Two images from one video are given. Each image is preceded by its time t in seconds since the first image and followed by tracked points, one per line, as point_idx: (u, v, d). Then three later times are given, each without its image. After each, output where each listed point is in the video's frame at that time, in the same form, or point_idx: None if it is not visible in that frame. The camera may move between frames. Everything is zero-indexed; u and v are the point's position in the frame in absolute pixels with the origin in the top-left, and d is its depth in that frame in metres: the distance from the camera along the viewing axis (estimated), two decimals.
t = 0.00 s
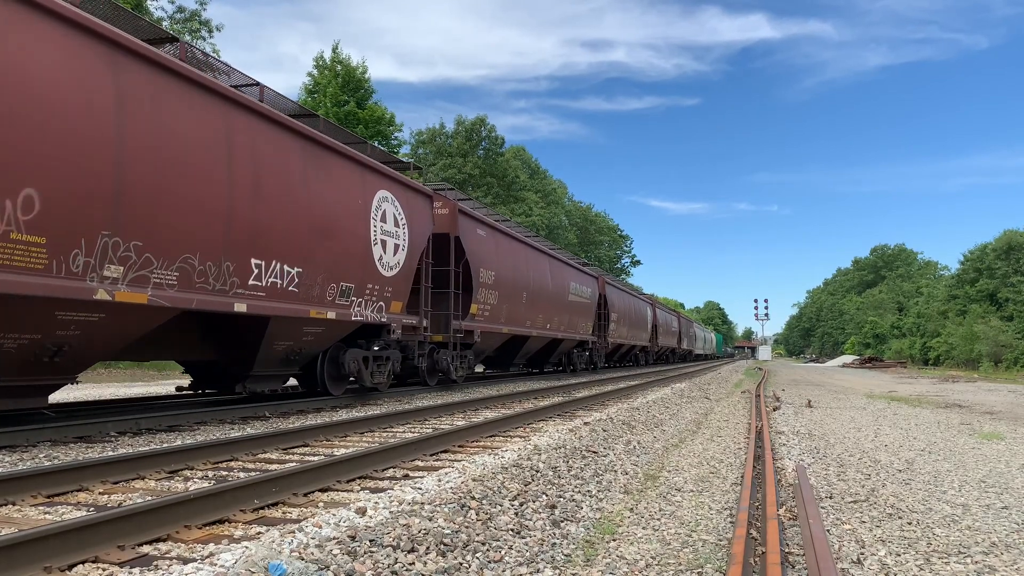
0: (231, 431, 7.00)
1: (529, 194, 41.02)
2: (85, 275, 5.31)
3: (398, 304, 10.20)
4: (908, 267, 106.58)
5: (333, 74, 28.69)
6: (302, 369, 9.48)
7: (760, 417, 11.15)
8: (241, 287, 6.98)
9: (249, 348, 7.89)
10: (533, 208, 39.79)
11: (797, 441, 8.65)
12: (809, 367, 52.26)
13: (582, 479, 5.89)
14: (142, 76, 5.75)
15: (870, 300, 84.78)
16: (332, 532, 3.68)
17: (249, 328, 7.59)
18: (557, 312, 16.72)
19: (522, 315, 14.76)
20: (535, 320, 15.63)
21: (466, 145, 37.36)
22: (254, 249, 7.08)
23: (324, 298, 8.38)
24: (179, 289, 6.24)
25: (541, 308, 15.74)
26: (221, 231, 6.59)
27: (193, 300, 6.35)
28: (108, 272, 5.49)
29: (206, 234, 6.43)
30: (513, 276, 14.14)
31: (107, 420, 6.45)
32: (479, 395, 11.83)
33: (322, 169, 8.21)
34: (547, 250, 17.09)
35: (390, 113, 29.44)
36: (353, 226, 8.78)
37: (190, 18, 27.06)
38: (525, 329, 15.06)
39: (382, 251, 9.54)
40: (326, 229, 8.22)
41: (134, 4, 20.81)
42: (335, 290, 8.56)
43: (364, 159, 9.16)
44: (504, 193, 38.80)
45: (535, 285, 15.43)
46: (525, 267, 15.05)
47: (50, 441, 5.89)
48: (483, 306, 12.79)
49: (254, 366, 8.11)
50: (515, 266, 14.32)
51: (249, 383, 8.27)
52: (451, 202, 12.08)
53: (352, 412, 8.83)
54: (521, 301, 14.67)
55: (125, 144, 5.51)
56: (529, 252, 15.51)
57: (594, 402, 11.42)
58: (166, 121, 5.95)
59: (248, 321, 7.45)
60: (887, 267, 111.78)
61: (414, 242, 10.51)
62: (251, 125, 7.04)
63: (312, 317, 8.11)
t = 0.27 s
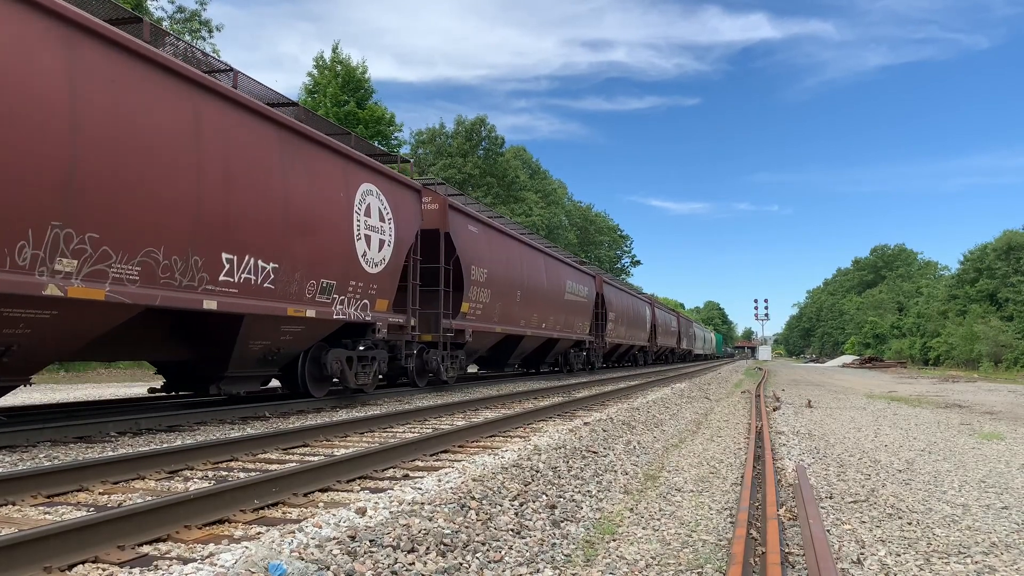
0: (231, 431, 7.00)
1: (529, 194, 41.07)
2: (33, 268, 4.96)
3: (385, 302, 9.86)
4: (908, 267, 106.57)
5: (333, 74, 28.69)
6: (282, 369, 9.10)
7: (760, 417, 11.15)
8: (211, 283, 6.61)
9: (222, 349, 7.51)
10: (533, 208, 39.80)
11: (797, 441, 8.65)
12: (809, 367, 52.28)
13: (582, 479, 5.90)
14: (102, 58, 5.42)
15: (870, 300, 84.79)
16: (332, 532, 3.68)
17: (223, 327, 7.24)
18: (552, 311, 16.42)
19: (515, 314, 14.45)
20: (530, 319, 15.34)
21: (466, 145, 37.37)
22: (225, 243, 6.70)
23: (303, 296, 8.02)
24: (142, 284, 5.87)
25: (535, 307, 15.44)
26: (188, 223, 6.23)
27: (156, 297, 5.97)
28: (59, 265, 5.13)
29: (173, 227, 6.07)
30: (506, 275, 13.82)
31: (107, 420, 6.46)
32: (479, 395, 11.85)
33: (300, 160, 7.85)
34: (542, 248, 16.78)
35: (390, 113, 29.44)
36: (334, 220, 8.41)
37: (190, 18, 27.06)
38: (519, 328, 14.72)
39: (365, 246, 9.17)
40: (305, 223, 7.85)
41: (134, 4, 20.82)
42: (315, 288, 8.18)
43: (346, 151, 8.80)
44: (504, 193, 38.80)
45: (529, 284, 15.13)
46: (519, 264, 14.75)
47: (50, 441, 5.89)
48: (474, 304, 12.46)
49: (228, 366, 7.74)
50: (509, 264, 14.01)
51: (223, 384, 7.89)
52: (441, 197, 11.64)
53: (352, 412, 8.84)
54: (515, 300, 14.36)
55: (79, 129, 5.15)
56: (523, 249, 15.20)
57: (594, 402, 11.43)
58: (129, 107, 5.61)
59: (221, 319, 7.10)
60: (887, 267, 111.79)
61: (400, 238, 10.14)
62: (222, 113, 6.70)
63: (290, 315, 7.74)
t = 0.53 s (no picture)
0: (231, 431, 7.01)
1: (529, 195, 41.12)
2: None
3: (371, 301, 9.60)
4: (908, 267, 106.56)
5: (333, 75, 28.70)
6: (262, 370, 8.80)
7: (760, 417, 11.16)
8: (180, 279, 6.34)
9: (196, 348, 7.29)
10: (533, 208, 39.82)
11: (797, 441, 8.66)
12: (809, 367, 52.28)
13: (582, 479, 5.90)
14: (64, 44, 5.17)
15: (870, 300, 84.79)
16: (332, 532, 3.68)
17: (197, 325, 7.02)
18: (548, 310, 16.18)
19: (509, 313, 14.17)
20: (524, 318, 15.07)
21: (466, 145, 37.37)
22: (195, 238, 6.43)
23: (282, 293, 7.77)
24: (104, 280, 5.60)
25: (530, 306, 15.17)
26: (155, 218, 5.96)
27: (119, 293, 5.69)
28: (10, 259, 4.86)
29: (141, 221, 5.83)
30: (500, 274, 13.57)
31: (107, 420, 6.46)
32: (479, 395, 11.88)
33: (277, 152, 7.58)
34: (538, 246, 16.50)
35: (390, 113, 29.45)
36: (314, 215, 8.14)
37: (190, 18, 27.07)
38: (513, 327, 14.46)
39: (349, 242, 8.88)
40: (282, 217, 7.58)
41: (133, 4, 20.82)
42: (294, 285, 7.91)
43: (328, 143, 8.52)
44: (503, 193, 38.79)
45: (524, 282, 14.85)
46: (513, 262, 14.46)
47: (50, 441, 5.90)
48: (466, 302, 12.15)
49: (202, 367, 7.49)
50: (503, 262, 13.71)
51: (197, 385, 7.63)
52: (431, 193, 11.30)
53: (353, 412, 8.84)
54: (509, 299, 14.08)
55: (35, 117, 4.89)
56: (517, 247, 14.90)
57: (594, 402, 11.44)
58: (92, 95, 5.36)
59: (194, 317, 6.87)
60: (887, 267, 111.80)
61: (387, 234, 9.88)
62: (193, 103, 6.42)
63: (267, 314, 7.48)
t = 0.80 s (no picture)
0: (231, 431, 7.01)
1: (529, 194, 41.15)
2: None
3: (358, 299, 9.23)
4: (908, 267, 106.56)
5: (333, 75, 28.70)
6: (242, 371, 8.40)
7: (760, 417, 11.16)
8: (147, 275, 6.01)
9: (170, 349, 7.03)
10: (533, 208, 39.85)
11: (797, 441, 8.66)
12: (810, 367, 52.28)
13: (582, 479, 5.90)
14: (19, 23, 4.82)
15: (870, 300, 84.79)
16: (333, 532, 3.68)
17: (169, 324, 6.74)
18: (544, 309, 15.91)
19: (504, 312, 13.82)
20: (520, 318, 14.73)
21: (466, 145, 37.37)
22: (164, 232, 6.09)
23: (260, 290, 7.43)
24: (64, 276, 5.28)
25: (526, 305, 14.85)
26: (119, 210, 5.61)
27: (79, 290, 5.37)
28: None
29: (104, 214, 5.49)
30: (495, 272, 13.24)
31: (107, 420, 6.46)
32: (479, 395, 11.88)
33: (257, 143, 7.21)
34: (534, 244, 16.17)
35: (390, 113, 29.44)
36: (296, 209, 7.77)
37: (190, 19, 27.07)
38: (509, 327, 14.13)
39: (334, 237, 8.51)
40: (260, 211, 7.23)
41: (133, 3, 20.82)
42: (273, 281, 7.57)
43: (313, 134, 8.14)
44: (504, 193, 38.80)
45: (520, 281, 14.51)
46: (508, 261, 14.11)
47: (50, 441, 5.90)
48: (459, 301, 11.78)
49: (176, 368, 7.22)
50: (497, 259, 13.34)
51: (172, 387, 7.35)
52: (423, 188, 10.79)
53: (352, 412, 8.85)
54: (504, 298, 13.73)
55: None
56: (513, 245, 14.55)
57: (594, 402, 11.43)
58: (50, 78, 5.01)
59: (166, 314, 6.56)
60: (887, 267, 111.83)
61: (376, 230, 9.51)
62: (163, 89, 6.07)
63: (244, 312, 7.15)
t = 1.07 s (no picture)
0: (231, 431, 7.01)
1: (529, 194, 41.20)
2: None
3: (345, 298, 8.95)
4: (908, 267, 106.57)
5: (333, 75, 28.70)
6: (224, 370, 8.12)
7: (760, 417, 11.16)
8: (117, 271, 5.68)
9: (142, 350, 6.70)
10: (533, 208, 39.89)
11: (797, 441, 8.66)
12: (810, 367, 52.28)
13: (582, 479, 5.90)
14: None
15: (870, 300, 84.79)
16: (332, 532, 3.68)
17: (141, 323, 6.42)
18: (540, 309, 15.76)
19: (499, 311, 13.58)
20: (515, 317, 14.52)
21: (466, 145, 37.37)
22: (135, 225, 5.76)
23: (240, 287, 7.11)
24: (25, 271, 4.95)
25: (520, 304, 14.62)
26: (86, 201, 5.28)
27: (41, 285, 5.05)
28: None
29: (69, 205, 5.16)
30: (489, 270, 13.03)
31: (107, 420, 6.46)
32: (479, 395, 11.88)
33: (236, 133, 6.89)
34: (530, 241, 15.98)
35: (390, 113, 29.44)
36: (277, 203, 7.45)
37: (190, 18, 27.08)
38: (504, 326, 13.88)
39: (318, 233, 8.19)
40: (239, 204, 6.90)
41: (133, 4, 20.83)
42: (253, 278, 7.24)
43: (296, 126, 7.83)
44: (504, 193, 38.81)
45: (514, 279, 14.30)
46: (502, 258, 13.88)
47: (50, 441, 5.90)
48: (451, 299, 11.52)
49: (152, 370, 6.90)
50: (491, 257, 13.08)
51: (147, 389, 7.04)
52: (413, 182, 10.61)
53: (352, 412, 8.85)
54: (498, 296, 13.50)
55: None
56: (507, 242, 14.32)
57: (594, 402, 11.43)
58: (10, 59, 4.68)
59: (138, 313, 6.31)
60: (887, 267, 111.83)
61: (364, 226, 9.23)
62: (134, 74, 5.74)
63: (222, 310, 6.85)
